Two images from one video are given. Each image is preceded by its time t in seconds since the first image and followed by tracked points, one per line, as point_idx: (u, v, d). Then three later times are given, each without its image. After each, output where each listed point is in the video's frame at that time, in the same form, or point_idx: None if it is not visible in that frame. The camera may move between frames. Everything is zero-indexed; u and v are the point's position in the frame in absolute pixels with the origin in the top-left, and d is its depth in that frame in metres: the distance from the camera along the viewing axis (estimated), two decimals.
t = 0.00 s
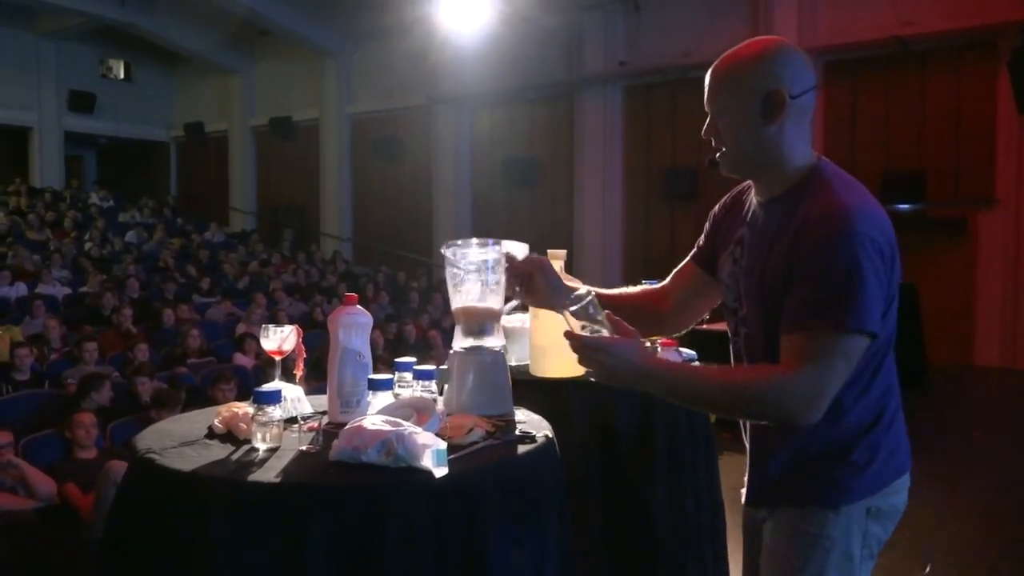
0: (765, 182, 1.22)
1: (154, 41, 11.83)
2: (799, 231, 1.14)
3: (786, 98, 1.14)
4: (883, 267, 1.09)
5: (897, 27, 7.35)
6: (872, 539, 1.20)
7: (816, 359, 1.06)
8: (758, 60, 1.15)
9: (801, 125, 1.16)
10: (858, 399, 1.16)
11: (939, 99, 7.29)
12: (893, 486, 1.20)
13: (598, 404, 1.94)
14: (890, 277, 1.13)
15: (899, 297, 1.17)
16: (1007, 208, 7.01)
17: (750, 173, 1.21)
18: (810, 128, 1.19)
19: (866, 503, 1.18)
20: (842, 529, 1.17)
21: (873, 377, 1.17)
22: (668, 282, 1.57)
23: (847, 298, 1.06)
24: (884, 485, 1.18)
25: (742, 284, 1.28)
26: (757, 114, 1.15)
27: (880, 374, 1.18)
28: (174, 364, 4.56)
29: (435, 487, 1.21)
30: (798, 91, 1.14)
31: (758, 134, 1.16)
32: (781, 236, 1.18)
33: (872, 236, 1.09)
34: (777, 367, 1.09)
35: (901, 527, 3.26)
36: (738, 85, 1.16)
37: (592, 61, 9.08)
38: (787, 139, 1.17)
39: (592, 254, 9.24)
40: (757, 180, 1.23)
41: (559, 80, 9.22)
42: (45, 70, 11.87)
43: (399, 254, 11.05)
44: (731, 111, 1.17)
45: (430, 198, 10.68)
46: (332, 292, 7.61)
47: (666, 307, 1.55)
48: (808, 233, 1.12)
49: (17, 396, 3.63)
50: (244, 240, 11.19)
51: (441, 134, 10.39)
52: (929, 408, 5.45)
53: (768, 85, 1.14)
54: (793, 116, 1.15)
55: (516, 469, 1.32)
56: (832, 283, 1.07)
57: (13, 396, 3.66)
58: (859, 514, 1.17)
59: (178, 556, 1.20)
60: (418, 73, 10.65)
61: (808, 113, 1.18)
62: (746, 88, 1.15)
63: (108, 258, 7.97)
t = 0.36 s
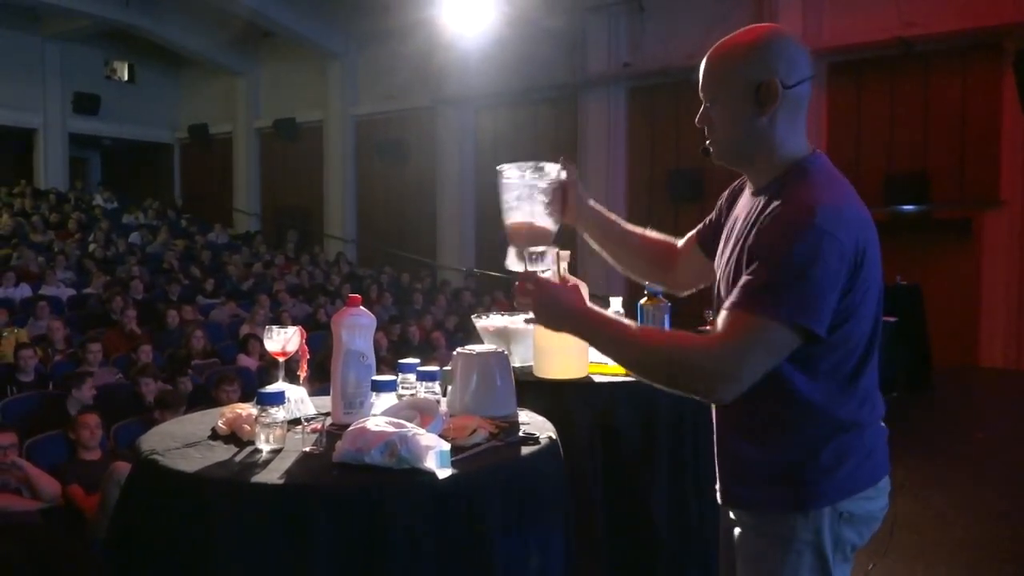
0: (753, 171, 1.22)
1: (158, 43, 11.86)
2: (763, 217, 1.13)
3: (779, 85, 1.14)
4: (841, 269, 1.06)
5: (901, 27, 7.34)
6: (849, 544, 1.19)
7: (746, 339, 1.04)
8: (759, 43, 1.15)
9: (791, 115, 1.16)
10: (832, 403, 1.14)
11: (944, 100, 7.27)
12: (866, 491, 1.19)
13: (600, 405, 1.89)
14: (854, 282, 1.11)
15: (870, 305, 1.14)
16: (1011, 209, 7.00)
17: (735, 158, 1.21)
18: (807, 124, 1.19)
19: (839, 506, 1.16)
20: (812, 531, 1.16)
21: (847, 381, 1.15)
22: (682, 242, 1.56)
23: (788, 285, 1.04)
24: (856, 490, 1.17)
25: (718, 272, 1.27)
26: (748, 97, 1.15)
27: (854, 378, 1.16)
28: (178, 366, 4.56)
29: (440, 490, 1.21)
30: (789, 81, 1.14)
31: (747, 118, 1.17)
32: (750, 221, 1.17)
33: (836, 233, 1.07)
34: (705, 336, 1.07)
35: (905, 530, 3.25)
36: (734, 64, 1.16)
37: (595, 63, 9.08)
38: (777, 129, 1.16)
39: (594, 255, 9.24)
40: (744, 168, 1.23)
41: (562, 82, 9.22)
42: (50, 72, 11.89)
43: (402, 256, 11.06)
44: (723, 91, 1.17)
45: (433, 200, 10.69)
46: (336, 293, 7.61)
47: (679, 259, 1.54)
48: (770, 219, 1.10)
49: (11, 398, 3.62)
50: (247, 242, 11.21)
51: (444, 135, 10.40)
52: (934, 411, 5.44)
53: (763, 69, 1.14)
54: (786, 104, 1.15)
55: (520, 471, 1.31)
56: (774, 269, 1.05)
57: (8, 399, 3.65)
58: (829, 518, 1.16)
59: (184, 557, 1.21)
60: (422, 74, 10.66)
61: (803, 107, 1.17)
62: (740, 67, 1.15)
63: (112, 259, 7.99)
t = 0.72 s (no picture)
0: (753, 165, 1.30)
1: (158, 44, 11.87)
2: (742, 216, 1.21)
3: (769, 84, 1.20)
4: (801, 275, 1.14)
5: (902, 27, 7.34)
6: (823, 542, 1.24)
7: (704, 333, 1.15)
8: (757, 43, 1.22)
9: (784, 112, 1.22)
10: (805, 406, 1.20)
11: (944, 101, 7.27)
12: (842, 491, 1.24)
13: (600, 407, 1.88)
14: (821, 287, 1.18)
15: (841, 312, 1.21)
16: (1011, 209, 7.00)
17: (732, 152, 1.28)
18: (808, 124, 1.25)
19: (812, 506, 1.22)
20: (783, 527, 1.23)
21: (821, 384, 1.22)
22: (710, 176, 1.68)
23: (746, 286, 1.13)
24: (830, 490, 1.22)
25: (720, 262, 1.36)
26: (741, 94, 1.22)
27: (828, 382, 1.22)
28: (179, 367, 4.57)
29: (441, 490, 1.21)
30: (781, 81, 1.20)
31: (741, 114, 1.24)
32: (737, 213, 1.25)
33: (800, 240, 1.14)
34: (674, 324, 1.18)
35: (906, 530, 3.24)
36: (731, 62, 1.24)
37: (596, 64, 9.09)
38: (770, 126, 1.23)
39: (595, 256, 9.22)
40: (742, 163, 1.29)
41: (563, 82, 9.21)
42: (50, 73, 11.90)
43: (402, 257, 11.06)
44: (721, 86, 1.25)
45: (434, 200, 10.70)
46: (336, 294, 7.60)
47: (704, 193, 1.66)
48: (746, 220, 1.19)
49: (8, 400, 3.67)
50: (248, 243, 11.21)
51: (445, 135, 10.39)
52: (936, 412, 5.42)
53: (757, 68, 1.21)
54: (779, 102, 1.21)
55: (519, 473, 1.31)
56: (732, 268, 1.15)
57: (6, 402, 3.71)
58: (799, 514, 1.23)
59: (182, 556, 1.21)
60: (422, 75, 10.67)
61: (801, 106, 1.23)
62: (738, 69, 1.23)
63: (113, 260, 7.98)
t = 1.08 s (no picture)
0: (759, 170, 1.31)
1: (158, 50, 11.89)
2: (737, 224, 1.23)
3: (761, 89, 1.22)
4: (789, 285, 1.15)
5: (900, 30, 7.34)
6: (822, 547, 1.23)
7: (696, 343, 1.18)
8: (753, 50, 1.24)
9: (779, 117, 1.23)
10: (800, 412, 1.20)
11: (943, 102, 7.28)
12: (842, 497, 1.23)
13: (600, 412, 1.87)
14: (812, 296, 1.19)
15: (836, 320, 1.21)
16: (1010, 211, 7.00)
17: (733, 158, 1.29)
18: (809, 129, 1.25)
19: (810, 511, 1.22)
20: (779, 531, 1.23)
21: (818, 391, 1.22)
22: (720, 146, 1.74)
23: (732, 296, 1.16)
24: (828, 496, 1.21)
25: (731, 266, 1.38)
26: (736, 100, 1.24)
27: (826, 389, 1.22)
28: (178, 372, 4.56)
29: (440, 498, 1.21)
30: (775, 87, 1.21)
31: (737, 120, 1.25)
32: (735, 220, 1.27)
33: (786, 250, 1.15)
34: (670, 333, 1.22)
35: (906, 533, 3.24)
36: (727, 69, 1.25)
37: (594, 68, 9.10)
38: (766, 132, 1.24)
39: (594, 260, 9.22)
40: (744, 168, 1.30)
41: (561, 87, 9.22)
42: (49, 79, 11.90)
43: (401, 261, 11.06)
44: (719, 93, 1.27)
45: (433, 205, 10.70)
46: (336, 299, 7.59)
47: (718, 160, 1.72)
48: (738, 229, 1.21)
49: (5, 408, 3.65)
50: (247, 248, 11.20)
51: (443, 140, 10.40)
52: (938, 414, 5.41)
53: (751, 75, 1.23)
54: (773, 108, 1.22)
55: (517, 480, 1.30)
56: (721, 278, 1.18)
57: (4, 408, 3.68)
58: (797, 519, 1.22)
59: (180, 564, 1.20)
60: (420, 79, 10.67)
61: (799, 111, 1.23)
62: (734, 77, 1.25)
63: (111, 266, 7.98)
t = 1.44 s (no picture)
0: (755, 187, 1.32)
1: (151, 69, 11.92)
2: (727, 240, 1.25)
3: (752, 107, 1.24)
4: (773, 302, 1.16)
5: (888, 49, 7.40)
6: (817, 568, 1.25)
7: (682, 358, 1.20)
8: (745, 68, 1.26)
9: (771, 133, 1.24)
10: (793, 432, 1.22)
11: (931, 119, 7.35)
12: (836, 518, 1.24)
13: (593, 430, 1.87)
14: (799, 313, 1.19)
15: (827, 338, 1.21)
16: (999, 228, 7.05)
17: (728, 174, 1.31)
18: (804, 144, 1.27)
19: (804, 532, 1.23)
20: (773, 552, 1.26)
21: (811, 410, 1.23)
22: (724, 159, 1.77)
23: (716, 313, 1.18)
24: (823, 517, 1.23)
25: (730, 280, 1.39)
26: (728, 117, 1.26)
27: (819, 408, 1.23)
28: (169, 392, 4.54)
29: (432, 521, 1.20)
30: (766, 103, 1.23)
31: (730, 137, 1.27)
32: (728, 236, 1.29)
33: (770, 268, 1.17)
34: (659, 347, 1.24)
35: (899, 549, 3.24)
36: (720, 87, 1.27)
37: (586, 85, 9.17)
38: (758, 148, 1.25)
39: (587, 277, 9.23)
40: (739, 184, 1.31)
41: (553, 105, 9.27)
42: (40, 97, 11.89)
43: (394, 279, 11.05)
44: (713, 108, 1.29)
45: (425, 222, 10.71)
46: (328, 317, 7.57)
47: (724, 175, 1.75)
48: (727, 245, 1.22)
49: None
50: (239, 266, 11.18)
51: (436, 158, 10.42)
52: (930, 430, 5.42)
53: (743, 92, 1.25)
54: (765, 125, 1.24)
55: (508, 501, 1.30)
56: (706, 297, 1.20)
57: None
58: (792, 540, 1.24)
59: None
60: (412, 97, 10.70)
61: (791, 128, 1.25)
62: (728, 95, 1.26)
63: (102, 284, 7.96)
